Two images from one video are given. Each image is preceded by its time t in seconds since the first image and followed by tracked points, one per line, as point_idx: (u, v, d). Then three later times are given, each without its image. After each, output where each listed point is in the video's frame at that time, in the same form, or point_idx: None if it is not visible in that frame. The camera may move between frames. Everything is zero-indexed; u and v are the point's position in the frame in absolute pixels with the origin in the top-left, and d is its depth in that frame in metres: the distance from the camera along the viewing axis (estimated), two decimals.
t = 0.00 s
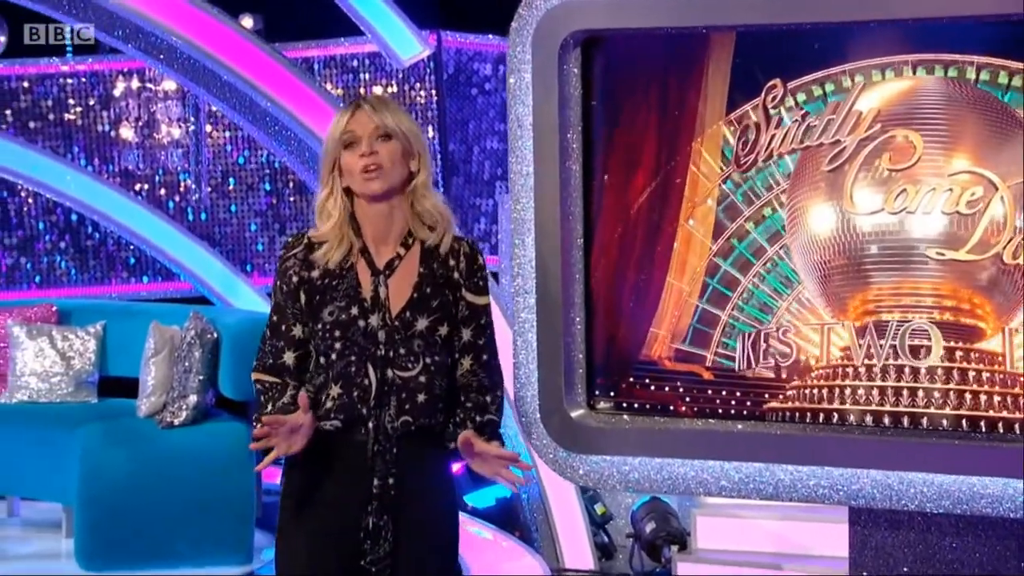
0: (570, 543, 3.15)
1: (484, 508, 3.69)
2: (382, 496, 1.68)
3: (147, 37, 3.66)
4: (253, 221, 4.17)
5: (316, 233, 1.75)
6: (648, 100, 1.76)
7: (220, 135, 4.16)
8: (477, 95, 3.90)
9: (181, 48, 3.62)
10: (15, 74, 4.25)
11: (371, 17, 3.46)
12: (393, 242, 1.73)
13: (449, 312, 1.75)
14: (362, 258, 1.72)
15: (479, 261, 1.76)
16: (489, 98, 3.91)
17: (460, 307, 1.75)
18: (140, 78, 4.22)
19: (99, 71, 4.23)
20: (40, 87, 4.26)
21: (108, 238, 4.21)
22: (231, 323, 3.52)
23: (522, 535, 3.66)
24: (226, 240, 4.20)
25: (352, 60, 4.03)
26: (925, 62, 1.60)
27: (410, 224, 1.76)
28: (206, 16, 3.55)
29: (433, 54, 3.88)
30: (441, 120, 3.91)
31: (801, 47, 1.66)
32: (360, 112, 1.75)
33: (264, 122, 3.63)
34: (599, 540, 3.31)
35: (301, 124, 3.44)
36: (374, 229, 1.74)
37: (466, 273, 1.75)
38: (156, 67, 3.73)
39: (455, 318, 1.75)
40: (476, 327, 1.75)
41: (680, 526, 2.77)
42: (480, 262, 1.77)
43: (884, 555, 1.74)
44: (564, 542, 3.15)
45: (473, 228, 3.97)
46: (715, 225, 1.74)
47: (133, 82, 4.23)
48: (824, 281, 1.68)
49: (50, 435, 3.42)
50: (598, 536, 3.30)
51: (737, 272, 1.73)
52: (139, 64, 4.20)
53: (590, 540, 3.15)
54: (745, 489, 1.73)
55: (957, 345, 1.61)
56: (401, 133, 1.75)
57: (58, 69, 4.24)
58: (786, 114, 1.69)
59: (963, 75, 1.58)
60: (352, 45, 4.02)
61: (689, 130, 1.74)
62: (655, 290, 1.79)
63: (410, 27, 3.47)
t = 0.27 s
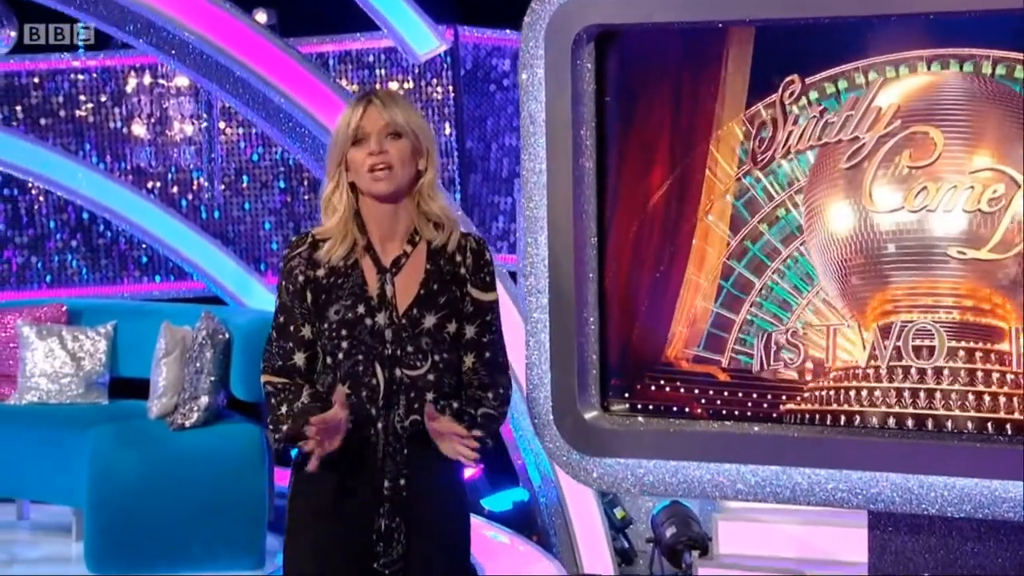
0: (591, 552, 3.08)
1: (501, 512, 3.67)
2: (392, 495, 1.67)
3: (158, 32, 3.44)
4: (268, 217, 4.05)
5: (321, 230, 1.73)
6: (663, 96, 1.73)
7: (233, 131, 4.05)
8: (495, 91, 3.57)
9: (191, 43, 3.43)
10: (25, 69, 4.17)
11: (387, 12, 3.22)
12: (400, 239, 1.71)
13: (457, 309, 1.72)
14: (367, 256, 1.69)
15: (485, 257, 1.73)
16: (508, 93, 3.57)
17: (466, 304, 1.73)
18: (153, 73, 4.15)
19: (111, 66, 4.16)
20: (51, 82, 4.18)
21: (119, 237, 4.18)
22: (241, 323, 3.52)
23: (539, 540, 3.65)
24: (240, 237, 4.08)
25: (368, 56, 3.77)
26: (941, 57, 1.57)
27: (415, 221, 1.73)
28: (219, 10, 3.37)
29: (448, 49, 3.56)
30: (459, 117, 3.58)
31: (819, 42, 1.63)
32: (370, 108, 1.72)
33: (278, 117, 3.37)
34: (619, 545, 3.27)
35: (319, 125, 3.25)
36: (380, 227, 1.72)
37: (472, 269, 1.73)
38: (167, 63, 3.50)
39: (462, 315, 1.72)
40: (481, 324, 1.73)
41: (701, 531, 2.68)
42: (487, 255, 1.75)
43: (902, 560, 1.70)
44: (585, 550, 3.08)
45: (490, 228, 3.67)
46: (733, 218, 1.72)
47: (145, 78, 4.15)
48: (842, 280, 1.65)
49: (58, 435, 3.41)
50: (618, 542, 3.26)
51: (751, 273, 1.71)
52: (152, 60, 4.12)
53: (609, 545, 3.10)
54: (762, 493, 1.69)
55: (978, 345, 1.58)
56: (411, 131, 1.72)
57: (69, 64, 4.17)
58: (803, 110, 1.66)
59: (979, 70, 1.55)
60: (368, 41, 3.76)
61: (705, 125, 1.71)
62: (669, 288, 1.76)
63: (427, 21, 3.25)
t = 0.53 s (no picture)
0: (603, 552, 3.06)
1: (513, 515, 3.59)
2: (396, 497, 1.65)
3: (166, 28, 3.30)
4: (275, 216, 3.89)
5: (322, 231, 1.71)
6: (674, 93, 1.71)
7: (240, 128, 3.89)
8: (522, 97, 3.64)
9: (201, 40, 3.27)
10: (31, 67, 4.01)
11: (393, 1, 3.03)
12: (403, 241, 1.70)
13: (460, 311, 1.69)
14: (370, 260, 1.67)
15: (487, 257, 1.71)
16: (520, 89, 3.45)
17: (468, 305, 1.70)
18: (160, 70, 3.98)
19: (117, 63, 3.99)
20: (57, 80, 4.02)
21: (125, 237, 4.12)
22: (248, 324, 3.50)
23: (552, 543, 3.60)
24: (248, 237, 3.92)
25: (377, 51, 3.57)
26: (950, 53, 1.54)
27: (418, 223, 1.71)
28: (225, 6, 3.21)
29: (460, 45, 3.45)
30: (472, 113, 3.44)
31: (832, 38, 1.61)
32: (380, 109, 1.70)
33: (287, 117, 3.26)
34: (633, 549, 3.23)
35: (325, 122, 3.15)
36: (383, 229, 1.70)
37: (475, 270, 1.70)
38: (176, 61, 3.35)
39: (465, 316, 1.70)
40: (482, 325, 1.70)
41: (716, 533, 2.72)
42: (489, 255, 1.72)
43: (917, 565, 1.68)
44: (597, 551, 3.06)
45: (503, 226, 3.57)
46: (732, 236, 1.70)
47: (151, 75, 3.98)
48: (855, 280, 1.62)
49: (62, 437, 3.40)
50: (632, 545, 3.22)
51: (761, 275, 1.69)
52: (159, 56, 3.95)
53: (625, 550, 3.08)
54: (774, 496, 1.67)
55: (995, 347, 1.55)
56: (421, 135, 1.71)
57: (74, 61, 4.01)
58: (815, 107, 1.63)
59: (989, 65, 1.52)
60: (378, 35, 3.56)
61: (716, 124, 1.69)
62: (680, 287, 1.74)
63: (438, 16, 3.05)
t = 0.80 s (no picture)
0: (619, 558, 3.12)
1: (526, 520, 3.59)
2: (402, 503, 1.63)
3: (174, 24, 3.39)
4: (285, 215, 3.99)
5: (327, 230, 1.69)
6: (685, 90, 1.68)
7: (252, 127, 4.00)
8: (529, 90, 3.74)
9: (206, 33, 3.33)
10: (37, 62, 4.13)
11: None
12: (410, 241, 1.68)
13: (467, 315, 1.67)
14: (377, 261, 1.66)
15: (494, 260, 1.69)
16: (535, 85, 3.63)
17: (475, 308, 1.67)
18: (167, 66, 4.09)
19: (124, 59, 4.09)
20: (64, 75, 4.14)
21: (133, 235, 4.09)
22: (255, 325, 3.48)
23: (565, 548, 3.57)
24: (258, 236, 4.03)
25: (389, 47, 3.80)
26: (961, 48, 1.51)
27: (425, 223, 1.69)
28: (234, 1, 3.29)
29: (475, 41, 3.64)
30: (483, 111, 3.68)
31: (845, 33, 1.58)
32: (388, 109, 1.67)
33: (297, 113, 3.32)
34: (648, 553, 3.26)
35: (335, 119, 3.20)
36: (391, 228, 1.68)
37: (480, 274, 1.68)
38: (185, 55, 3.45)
39: (471, 320, 1.67)
40: (489, 329, 1.67)
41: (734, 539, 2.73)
42: (496, 258, 1.70)
43: (933, 570, 1.65)
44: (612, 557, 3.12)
45: (517, 224, 3.74)
46: (747, 228, 1.67)
47: (160, 70, 4.10)
48: (870, 280, 1.59)
49: (69, 438, 3.39)
50: (648, 550, 3.26)
51: (772, 276, 1.66)
52: (166, 52, 4.07)
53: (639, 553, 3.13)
54: (787, 500, 1.64)
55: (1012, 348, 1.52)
56: (430, 137, 1.68)
57: (82, 57, 4.11)
58: (831, 103, 1.61)
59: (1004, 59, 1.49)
60: (390, 31, 3.79)
61: (728, 122, 1.66)
62: (693, 286, 1.71)
63: (450, 11, 3.12)
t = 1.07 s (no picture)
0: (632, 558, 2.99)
1: (537, 523, 3.56)
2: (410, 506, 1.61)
3: (181, 19, 3.12)
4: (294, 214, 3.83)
5: (335, 227, 1.67)
6: (698, 87, 1.66)
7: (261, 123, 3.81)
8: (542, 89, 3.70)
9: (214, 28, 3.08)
10: (43, 58, 3.95)
11: None
12: (420, 240, 1.66)
13: (476, 315, 1.65)
14: (386, 259, 1.64)
15: (504, 260, 1.67)
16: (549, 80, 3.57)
17: (484, 308, 1.66)
18: (177, 62, 3.89)
19: (131, 55, 3.93)
20: (71, 72, 3.96)
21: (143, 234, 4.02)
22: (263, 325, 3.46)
23: (577, 551, 3.57)
24: (267, 235, 3.84)
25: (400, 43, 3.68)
26: (974, 44, 1.49)
27: (435, 223, 1.67)
28: None
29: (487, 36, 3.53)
30: (495, 109, 3.57)
31: (858, 28, 1.56)
32: (401, 108, 1.65)
33: (306, 109, 3.09)
34: (663, 558, 3.05)
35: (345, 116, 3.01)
36: (400, 226, 1.66)
37: (489, 275, 1.66)
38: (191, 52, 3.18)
39: (479, 320, 1.65)
40: (497, 329, 1.65)
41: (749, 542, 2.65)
42: (505, 258, 1.68)
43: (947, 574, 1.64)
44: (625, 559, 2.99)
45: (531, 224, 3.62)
46: (760, 224, 1.64)
47: (168, 67, 3.90)
48: (884, 279, 1.57)
49: (76, 439, 3.38)
50: (663, 555, 3.05)
51: (783, 275, 1.64)
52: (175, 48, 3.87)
53: (653, 554, 2.99)
54: (800, 503, 1.61)
55: None
56: (443, 136, 1.66)
57: (88, 53, 3.95)
58: (845, 99, 1.58)
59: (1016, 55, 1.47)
60: (402, 27, 3.67)
61: (742, 119, 1.64)
62: (704, 287, 1.68)
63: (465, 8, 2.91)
